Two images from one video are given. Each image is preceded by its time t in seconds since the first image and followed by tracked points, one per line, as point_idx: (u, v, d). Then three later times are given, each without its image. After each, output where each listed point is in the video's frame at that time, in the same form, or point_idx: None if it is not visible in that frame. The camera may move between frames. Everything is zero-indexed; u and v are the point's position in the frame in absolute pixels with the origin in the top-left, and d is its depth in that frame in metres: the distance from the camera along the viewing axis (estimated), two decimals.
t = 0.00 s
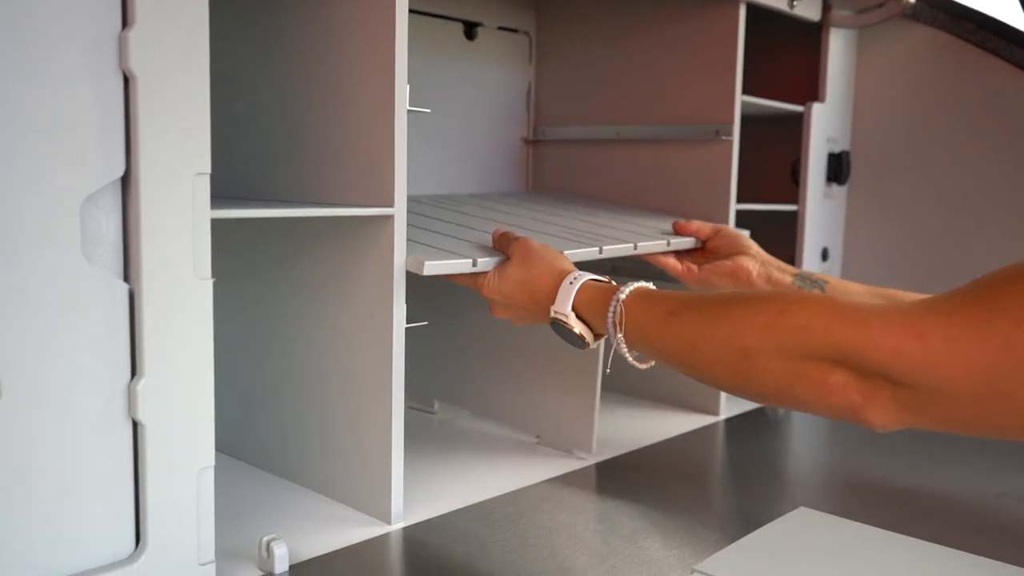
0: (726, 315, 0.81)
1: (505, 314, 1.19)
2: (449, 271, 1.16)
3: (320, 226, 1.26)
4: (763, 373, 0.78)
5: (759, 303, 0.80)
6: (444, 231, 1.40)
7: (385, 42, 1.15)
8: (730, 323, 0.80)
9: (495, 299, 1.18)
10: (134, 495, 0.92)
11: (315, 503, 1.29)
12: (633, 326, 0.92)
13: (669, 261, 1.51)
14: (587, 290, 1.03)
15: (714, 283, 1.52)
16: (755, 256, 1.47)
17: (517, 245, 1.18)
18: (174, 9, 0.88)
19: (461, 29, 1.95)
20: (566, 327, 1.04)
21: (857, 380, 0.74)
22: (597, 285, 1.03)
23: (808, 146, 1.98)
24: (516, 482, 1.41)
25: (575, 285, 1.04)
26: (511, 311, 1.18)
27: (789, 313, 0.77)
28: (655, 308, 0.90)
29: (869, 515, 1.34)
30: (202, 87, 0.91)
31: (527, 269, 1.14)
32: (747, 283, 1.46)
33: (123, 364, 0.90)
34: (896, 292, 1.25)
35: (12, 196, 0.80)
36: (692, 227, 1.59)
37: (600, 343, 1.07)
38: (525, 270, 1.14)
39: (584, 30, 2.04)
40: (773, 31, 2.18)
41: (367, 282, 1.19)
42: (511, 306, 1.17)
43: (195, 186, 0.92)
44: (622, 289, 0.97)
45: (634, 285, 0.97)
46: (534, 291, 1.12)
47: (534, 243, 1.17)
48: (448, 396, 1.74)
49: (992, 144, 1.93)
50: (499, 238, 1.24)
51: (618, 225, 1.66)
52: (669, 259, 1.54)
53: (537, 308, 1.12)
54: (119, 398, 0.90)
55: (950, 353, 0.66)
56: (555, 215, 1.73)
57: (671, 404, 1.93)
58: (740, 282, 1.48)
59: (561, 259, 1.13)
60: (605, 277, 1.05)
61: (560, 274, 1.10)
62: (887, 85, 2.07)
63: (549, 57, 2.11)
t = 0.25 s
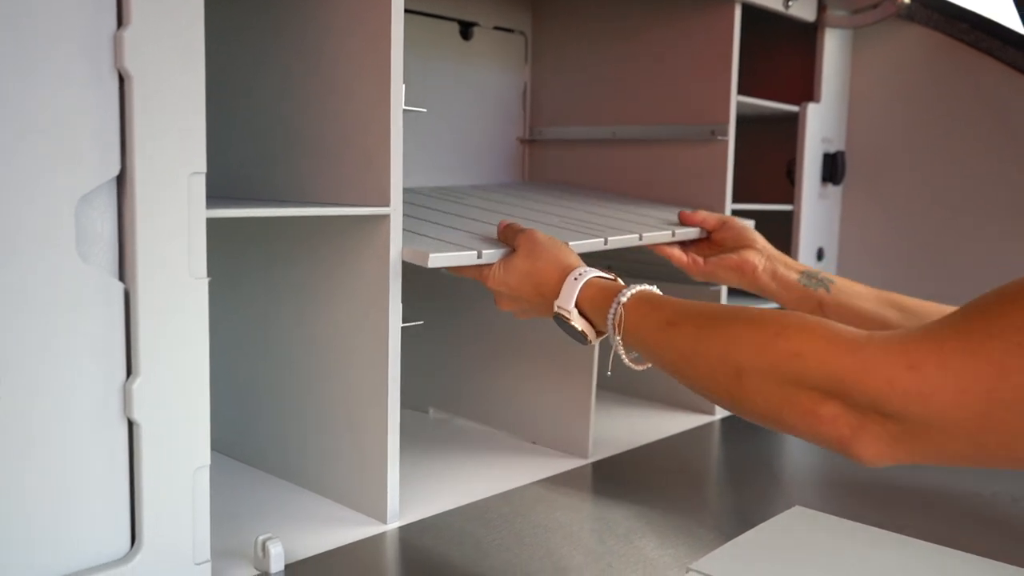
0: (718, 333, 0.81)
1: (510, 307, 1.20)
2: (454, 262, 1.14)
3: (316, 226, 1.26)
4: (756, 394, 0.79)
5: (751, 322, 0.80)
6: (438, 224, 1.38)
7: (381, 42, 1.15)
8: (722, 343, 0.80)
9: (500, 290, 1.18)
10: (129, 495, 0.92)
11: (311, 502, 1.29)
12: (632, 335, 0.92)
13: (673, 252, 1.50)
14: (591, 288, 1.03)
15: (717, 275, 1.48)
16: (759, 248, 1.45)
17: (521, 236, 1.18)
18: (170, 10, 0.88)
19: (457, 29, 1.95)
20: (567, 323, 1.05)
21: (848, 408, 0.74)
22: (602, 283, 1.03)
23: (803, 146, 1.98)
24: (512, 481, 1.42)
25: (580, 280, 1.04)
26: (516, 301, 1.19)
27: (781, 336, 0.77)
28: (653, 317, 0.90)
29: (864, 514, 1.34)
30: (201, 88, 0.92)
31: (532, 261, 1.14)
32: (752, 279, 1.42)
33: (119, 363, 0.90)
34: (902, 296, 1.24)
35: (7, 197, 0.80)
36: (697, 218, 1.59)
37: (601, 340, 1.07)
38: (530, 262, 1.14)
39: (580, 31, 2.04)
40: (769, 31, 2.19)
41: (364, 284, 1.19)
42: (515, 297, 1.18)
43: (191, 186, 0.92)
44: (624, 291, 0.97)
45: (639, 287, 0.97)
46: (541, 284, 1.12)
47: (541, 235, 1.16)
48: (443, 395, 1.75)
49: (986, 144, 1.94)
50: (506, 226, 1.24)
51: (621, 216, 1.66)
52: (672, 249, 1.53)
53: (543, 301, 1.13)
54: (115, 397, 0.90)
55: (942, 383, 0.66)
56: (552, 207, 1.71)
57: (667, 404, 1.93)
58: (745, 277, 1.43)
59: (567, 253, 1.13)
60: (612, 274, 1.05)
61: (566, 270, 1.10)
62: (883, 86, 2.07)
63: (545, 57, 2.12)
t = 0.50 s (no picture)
0: (783, 368, 0.75)
1: (570, 315, 1.11)
2: (506, 275, 1.08)
3: (315, 226, 1.26)
4: (818, 435, 0.72)
5: (821, 360, 0.73)
6: (454, 239, 1.34)
7: (381, 42, 1.15)
8: (785, 379, 0.74)
9: (560, 298, 1.10)
10: (129, 495, 0.92)
11: (310, 502, 1.29)
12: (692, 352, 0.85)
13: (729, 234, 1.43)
14: (657, 292, 0.94)
15: (777, 255, 1.40)
16: (825, 227, 1.34)
17: (577, 238, 1.09)
18: (170, 12, 0.88)
19: (456, 30, 1.95)
20: (630, 326, 0.96)
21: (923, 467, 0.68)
22: (672, 287, 0.93)
23: (802, 147, 1.99)
24: (511, 482, 1.42)
25: (646, 283, 0.95)
26: (579, 310, 1.10)
27: (858, 378, 0.70)
28: (714, 338, 0.82)
29: (862, 515, 1.34)
30: (201, 88, 0.92)
31: (591, 263, 1.05)
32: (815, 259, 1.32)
33: (118, 363, 0.90)
34: (968, 298, 1.08)
35: (6, 197, 0.80)
36: (751, 195, 1.47)
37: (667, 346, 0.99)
38: (589, 264, 1.05)
39: (580, 32, 2.04)
40: (768, 32, 2.19)
41: (363, 285, 1.19)
42: (577, 305, 1.09)
43: (190, 187, 0.92)
44: (692, 301, 0.89)
45: (714, 296, 0.88)
46: (604, 287, 1.03)
47: (599, 235, 1.08)
48: (442, 396, 1.75)
49: (985, 146, 1.94)
50: (559, 231, 1.16)
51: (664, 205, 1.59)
52: (731, 233, 1.45)
53: (606, 307, 1.04)
54: (114, 397, 0.90)
55: None
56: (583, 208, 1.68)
57: (666, 404, 1.94)
58: (806, 257, 1.34)
59: (629, 251, 1.04)
60: (682, 277, 0.96)
61: (631, 270, 1.01)
62: (882, 87, 2.07)
63: (544, 57, 2.12)
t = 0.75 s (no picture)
0: (944, 413, 0.63)
1: (711, 335, 0.93)
2: (655, 286, 0.90)
3: (316, 226, 1.26)
4: (968, 498, 0.60)
5: (991, 414, 0.61)
6: (473, 244, 1.32)
7: (382, 43, 1.15)
8: (997, 454, 0.59)
9: (705, 317, 0.91)
10: (129, 496, 0.92)
11: (310, 502, 1.29)
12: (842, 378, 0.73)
13: (853, 254, 1.27)
14: (832, 314, 0.76)
15: (910, 279, 1.22)
16: (960, 247, 1.18)
17: (725, 246, 0.91)
18: (171, 12, 0.88)
19: (457, 31, 1.96)
20: (789, 351, 0.80)
21: None
22: (847, 311, 0.77)
23: (802, 149, 1.99)
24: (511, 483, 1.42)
25: (818, 301, 0.77)
26: (725, 331, 0.91)
27: None
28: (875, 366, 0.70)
29: (862, 517, 1.34)
30: (203, 88, 0.92)
31: (747, 275, 0.86)
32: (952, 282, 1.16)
33: (119, 364, 0.90)
34: None
35: (7, 198, 0.80)
36: (874, 210, 1.32)
37: (829, 374, 0.82)
38: (742, 277, 0.86)
39: (581, 33, 2.04)
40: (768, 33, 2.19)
41: (364, 286, 1.19)
42: (726, 326, 0.90)
43: (191, 187, 0.92)
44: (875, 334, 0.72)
45: (898, 334, 0.71)
46: (766, 305, 0.84)
47: (750, 245, 0.89)
48: (442, 397, 1.75)
49: (986, 147, 1.94)
50: (691, 242, 0.99)
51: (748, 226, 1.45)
52: (854, 254, 1.27)
53: (767, 328, 0.85)
54: (115, 397, 0.90)
55: None
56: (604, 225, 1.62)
57: (667, 406, 1.94)
58: (944, 281, 1.17)
59: (790, 262, 0.85)
60: (854, 297, 0.80)
61: (796, 286, 0.82)
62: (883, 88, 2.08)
63: (545, 58, 2.12)
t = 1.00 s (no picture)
0: None
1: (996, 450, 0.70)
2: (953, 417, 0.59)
3: (316, 226, 1.26)
4: None
5: None
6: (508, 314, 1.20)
7: (382, 43, 1.15)
8: None
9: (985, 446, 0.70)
10: (130, 497, 0.92)
11: (311, 503, 1.29)
12: None
13: None
14: None
15: None
16: None
17: None
18: (171, 11, 0.88)
19: (457, 31, 1.96)
20: None
21: None
22: None
23: (803, 149, 1.99)
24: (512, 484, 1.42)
25: None
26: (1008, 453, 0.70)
27: None
28: None
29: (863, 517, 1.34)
30: (203, 87, 0.92)
31: None
32: None
33: (120, 364, 0.90)
34: None
35: (7, 198, 0.80)
36: None
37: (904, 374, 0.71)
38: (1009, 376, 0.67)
39: (581, 33, 2.04)
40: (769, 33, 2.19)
41: (364, 286, 1.19)
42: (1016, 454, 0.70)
43: (192, 187, 0.92)
44: None
45: None
46: None
47: None
48: (443, 397, 1.75)
49: (987, 147, 1.94)
50: (951, 337, 0.71)
51: (869, 281, 1.24)
52: None
53: None
54: (116, 398, 0.90)
55: None
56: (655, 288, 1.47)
57: (668, 406, 1.93)
58: None
59: None
60: None
61: None
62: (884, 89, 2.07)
63: (545, 59, 2.12)
